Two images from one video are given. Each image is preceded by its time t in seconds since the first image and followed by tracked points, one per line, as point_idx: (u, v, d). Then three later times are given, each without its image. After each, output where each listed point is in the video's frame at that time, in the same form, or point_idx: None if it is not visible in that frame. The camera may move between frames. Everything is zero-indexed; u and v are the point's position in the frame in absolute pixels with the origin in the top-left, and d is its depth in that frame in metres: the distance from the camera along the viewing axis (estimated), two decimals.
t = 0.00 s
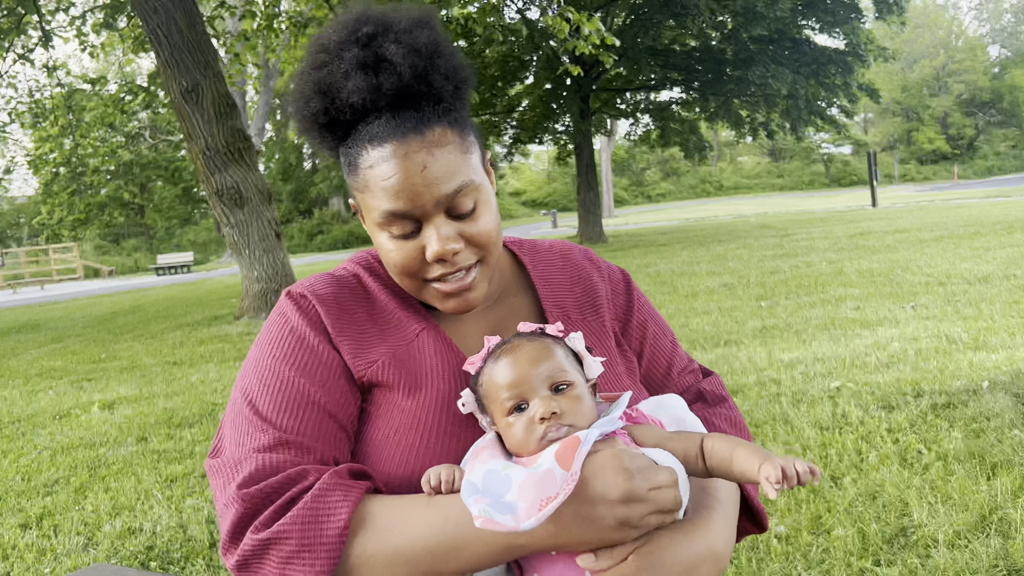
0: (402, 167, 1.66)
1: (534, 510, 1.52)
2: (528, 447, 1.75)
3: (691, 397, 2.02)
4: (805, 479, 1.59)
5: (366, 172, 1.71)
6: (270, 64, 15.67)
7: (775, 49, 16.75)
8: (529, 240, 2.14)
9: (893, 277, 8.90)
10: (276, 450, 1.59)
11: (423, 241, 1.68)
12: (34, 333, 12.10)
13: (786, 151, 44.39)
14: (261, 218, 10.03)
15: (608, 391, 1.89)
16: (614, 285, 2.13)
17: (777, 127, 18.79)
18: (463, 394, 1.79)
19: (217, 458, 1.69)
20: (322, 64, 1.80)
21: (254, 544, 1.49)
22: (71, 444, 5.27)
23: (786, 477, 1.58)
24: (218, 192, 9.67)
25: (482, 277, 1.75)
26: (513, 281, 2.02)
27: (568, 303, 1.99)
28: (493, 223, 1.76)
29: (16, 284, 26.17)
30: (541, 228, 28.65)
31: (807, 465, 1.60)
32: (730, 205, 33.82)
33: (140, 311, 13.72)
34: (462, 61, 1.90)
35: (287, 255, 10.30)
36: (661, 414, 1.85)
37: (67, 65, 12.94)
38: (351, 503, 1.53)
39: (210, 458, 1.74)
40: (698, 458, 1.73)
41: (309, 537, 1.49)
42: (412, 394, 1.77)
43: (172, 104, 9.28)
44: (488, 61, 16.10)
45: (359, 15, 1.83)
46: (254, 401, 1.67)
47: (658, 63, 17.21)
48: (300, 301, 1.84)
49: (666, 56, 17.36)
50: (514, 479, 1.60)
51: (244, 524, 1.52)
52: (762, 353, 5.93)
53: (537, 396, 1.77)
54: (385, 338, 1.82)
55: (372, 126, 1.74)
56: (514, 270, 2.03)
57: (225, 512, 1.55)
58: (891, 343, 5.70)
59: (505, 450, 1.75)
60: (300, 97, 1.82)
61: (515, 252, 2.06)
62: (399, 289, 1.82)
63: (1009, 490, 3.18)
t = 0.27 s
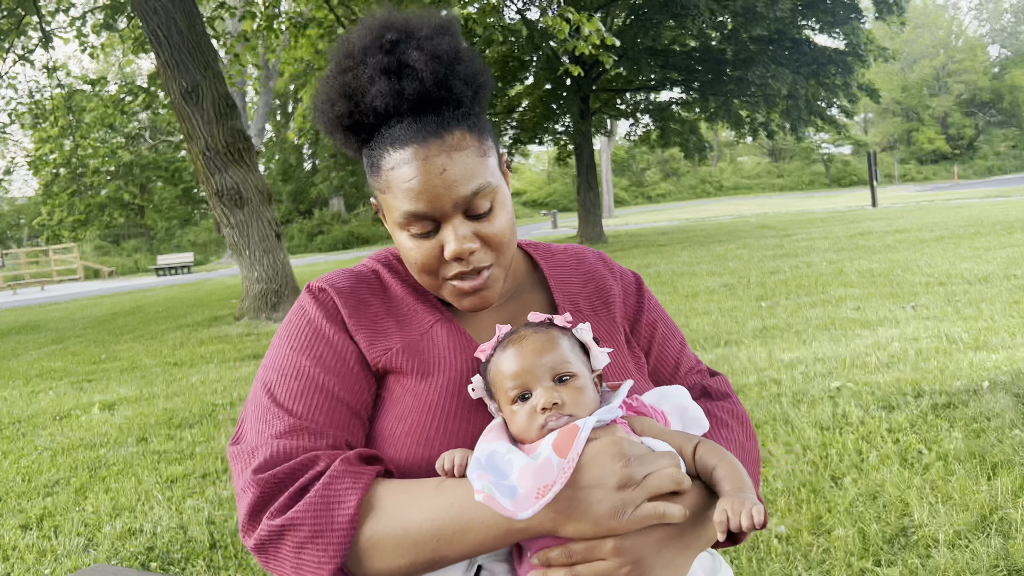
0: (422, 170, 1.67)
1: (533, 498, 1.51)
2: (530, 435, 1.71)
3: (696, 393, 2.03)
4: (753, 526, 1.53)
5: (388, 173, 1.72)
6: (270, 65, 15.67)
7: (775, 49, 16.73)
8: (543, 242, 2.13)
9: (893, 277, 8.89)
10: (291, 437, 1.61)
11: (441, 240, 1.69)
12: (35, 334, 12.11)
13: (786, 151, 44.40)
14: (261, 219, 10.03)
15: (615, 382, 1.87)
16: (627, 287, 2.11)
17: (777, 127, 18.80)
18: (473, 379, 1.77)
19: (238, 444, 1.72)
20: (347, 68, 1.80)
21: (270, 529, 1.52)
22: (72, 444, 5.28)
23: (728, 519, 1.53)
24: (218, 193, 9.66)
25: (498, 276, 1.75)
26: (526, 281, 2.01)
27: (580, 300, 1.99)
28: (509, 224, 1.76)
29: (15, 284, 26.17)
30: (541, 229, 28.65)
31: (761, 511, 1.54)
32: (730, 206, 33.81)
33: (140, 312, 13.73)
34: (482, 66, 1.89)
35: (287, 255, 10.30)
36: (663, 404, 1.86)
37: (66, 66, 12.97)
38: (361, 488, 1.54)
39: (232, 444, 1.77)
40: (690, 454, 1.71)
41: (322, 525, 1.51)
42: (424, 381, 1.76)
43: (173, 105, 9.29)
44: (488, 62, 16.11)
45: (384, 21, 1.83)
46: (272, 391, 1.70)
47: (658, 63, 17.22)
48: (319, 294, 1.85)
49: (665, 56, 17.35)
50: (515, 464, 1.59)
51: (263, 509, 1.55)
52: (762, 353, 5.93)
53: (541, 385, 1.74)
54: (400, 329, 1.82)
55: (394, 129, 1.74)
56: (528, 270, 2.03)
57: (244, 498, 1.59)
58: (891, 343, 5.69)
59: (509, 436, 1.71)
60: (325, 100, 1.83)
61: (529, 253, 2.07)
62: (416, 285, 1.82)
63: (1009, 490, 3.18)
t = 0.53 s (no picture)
0: (412, 173, 1.67)
1: (538, 466, 1.51)
2: (531, 416, 1.68)
3: (687, 380, 2.04)
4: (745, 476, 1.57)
5: (380, 178, 1.73)
6: (269, 66, 15.68)
7: (774, 49, 16.72)
8: (533, 241, 2.13)
9: (893, 277, 8.90)
10: (302, 429, 1.59)
11: (433, 239, 1.69)
12: (34, 335, 12.10)
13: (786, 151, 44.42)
14: (262, 220, 10.04)
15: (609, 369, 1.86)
16: (618, 284, 2.12)
17: (777, 127, 18.80)
18: (476, 367, 1.76)
19: (247, 441, 1.70)
20: (338, 79, 1.80)
21: (285, 519, 1.50)
22: (73, 446, 5.28)
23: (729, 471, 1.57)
24: (219, 194, 9.67)
25: (491, 271, 1.76)
26: (521, 276, 2.02)
27: (571, 293, 1.99)
28: (499, 221, 1.77)
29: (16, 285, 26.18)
30: (541, 229, 28.67)
31: (752, 461, 1.58)
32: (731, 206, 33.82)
33: (140, 313, 13.73)
34: (467, 74, 1.90)
35: (287, 256, 10.32)
36: (653, 389, 1.86)
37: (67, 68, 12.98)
38: (373, 473, 1.53)
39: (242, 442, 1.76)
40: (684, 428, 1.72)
41: (337, 509, 1.49)
42: (429, 373, 1.75)
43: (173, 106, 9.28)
44: (488, 62, 16.12)
45: (371, 33, 1.84)
46: (279, 386, 1.69)
47: (658, 63, 17.22)
48: (322, 295, 1.85)
49: (665, 56, 17.33)
50: (519, 435, 1.58)
51: (275, 501, 1.53)
52: (762, 353, 5.93)
53: (542, 370, 1.72)
54: (401, 324, 1.82)
55: (385, 136, 1.75)
56: (522, 266, 2.03)
57: (257, 492, 1.57)
58: (891, 343, 5.70)
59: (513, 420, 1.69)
60: (317, 112, 1.84)
61: (520, 252, 2.07)
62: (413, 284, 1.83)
63: (1010, 490, 3.18)
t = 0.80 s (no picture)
0: (401, 177, 1.68)
1: (534, 447, 1.50)
2: (525, 400, 1.69)
3: (676, 367, 2.03)
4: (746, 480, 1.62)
5: (368, 184, 1.73)
6: (269, 67, 15.69)
7: (774, 50, 16.74)
8: (519, 242, 2.14)
9: (893, 277, 8.92)
10: (298, 421, 1.57)
11: (424, 242, 1.70)
12: (34, 337, 12.09)
13: (787, 151, 44.44)
14: (262, 221, 10.05)
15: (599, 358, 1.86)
16: (605, 279, 2.14)
17: (777, 128, 18.81)
18: (470, 356, 1.77)
19: (241, 440, 1.67)
20: (325, 89, 1.80)
21: (282, 512, 1.47)
22: (74, 447, 5.28)
23: (731, 473, 1.61)
24: (218, 196, 9.67)
25: (481, 274, 1.79)
26: (509, 272, 2.02)
27: (559, 285, 2.01)
28: (487, 224, 1.78)
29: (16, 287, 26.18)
30: (541, 230, 28.67)
31: (754, 465, 1.62)
32: (731, 206, 33.81)
33: (140, 314, 13.72)
34: (449, 82, 1.91)
35: (287, 258, 10.34)
36: (641, 375, 1.86)
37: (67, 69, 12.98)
38: (371, 462, 1.50)
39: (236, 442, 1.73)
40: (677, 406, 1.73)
41: (335, 498, 1.46)
42: (424, 365, 1.75)
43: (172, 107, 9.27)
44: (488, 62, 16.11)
45: (355, 44, 1.85)
46: (274, 381, 1.67)
47: (657, 63, 17.22)
48: (313, 295, 1.85)
49: (665, 57, 17.31)
50: (515, 422, 1.59)
51: (272, 495, 1.50)
52: (762, 354, 5.93)
53: (536, 355, 1.73)
54: (394, 322, 1.82)
55: (372, 143, 1.75)
56: (509, 263, 2.04)
57: (253, 485, 1.53)
58: (891, 343, 5.71)
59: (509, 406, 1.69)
60: (305, 122, 1.85)
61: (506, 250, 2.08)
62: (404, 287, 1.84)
63: (1010, 491, 3.17)
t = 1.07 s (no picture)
0: (385, 176, 1.68)
1: (524, 457, 1.48)
2: (524, 405, 1.69)
3: (684, 381, 2.00)
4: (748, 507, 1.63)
5: (355, 184, 1.74)
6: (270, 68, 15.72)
7: (774, 50, 16.74)
8: (529, 246, 2.12)
9: (893, 277, 8.91)
10: (282, 431, 1.58)
11: (412, 240, 1.70)
12: (35, 338, 12.09)
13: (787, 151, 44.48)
14: (262, 222, 10.05)
15: (602, 365, 1.84)
16: (614, 287, 2.11)
17: (777, 128, 18.81)
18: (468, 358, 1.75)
19: (238, 438, 1.70)
20: (310, 97, 1.82)
21: (264, 529, 1.50)
22: (74, 448, 5.28)
23: (737, 502, 1.62)
24: (218, 197, 9.68)
25: (472, 268, 1.77)
26: (515, 278, 2.01)
27: (565, 290, 1.99)
28: (477, 219, 1.77)
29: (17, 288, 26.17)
30: (541, 231, 28.66)
31: (757, 493, 1.63)
32: (731, 207, 33.79)
33: (141, 315, 13.72)
34: (435, 77, 1.90)
35: (287, 257, 10.32)
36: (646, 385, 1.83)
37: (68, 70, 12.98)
38: (350, 484, 1.49)
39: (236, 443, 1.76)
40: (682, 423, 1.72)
41: (313, 520, 1.47)
42: (420, 366, 1.73)
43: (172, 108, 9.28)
44: (488, 63, 16.13)
45: (338, 48, 1.87)
46: (266, 388, 1.68)
47: (658, 64, 17.24)
48: (312, 296, 1.85)
49: (665, 58, 17.35)
50: (507, 432, 1.57)
51: (256, 508, 1.53)
52: (763, 354, 5.93)
53: (536, 359, 1.72)
54: (391, 322, 1.81)
55: (356, 144, 1.76)
56: (516, 270, 2.03)
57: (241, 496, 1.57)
58: (892, 344, 5.70)
59: (504, 410, 1.70)
60: (294, 129, 1.87)
61: (516, 256, 2.07)
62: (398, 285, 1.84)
63: (1011, 491, 3.17)
